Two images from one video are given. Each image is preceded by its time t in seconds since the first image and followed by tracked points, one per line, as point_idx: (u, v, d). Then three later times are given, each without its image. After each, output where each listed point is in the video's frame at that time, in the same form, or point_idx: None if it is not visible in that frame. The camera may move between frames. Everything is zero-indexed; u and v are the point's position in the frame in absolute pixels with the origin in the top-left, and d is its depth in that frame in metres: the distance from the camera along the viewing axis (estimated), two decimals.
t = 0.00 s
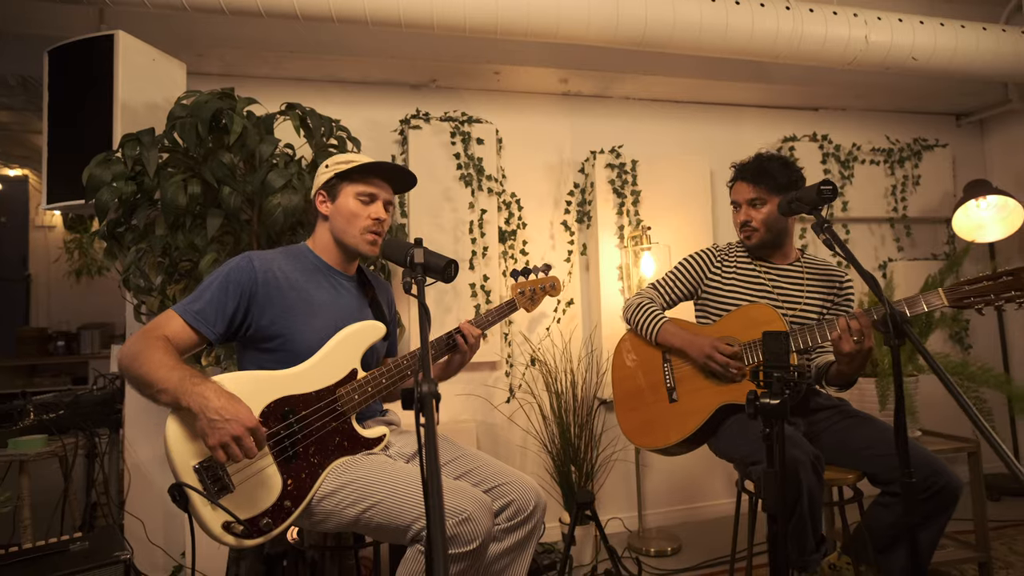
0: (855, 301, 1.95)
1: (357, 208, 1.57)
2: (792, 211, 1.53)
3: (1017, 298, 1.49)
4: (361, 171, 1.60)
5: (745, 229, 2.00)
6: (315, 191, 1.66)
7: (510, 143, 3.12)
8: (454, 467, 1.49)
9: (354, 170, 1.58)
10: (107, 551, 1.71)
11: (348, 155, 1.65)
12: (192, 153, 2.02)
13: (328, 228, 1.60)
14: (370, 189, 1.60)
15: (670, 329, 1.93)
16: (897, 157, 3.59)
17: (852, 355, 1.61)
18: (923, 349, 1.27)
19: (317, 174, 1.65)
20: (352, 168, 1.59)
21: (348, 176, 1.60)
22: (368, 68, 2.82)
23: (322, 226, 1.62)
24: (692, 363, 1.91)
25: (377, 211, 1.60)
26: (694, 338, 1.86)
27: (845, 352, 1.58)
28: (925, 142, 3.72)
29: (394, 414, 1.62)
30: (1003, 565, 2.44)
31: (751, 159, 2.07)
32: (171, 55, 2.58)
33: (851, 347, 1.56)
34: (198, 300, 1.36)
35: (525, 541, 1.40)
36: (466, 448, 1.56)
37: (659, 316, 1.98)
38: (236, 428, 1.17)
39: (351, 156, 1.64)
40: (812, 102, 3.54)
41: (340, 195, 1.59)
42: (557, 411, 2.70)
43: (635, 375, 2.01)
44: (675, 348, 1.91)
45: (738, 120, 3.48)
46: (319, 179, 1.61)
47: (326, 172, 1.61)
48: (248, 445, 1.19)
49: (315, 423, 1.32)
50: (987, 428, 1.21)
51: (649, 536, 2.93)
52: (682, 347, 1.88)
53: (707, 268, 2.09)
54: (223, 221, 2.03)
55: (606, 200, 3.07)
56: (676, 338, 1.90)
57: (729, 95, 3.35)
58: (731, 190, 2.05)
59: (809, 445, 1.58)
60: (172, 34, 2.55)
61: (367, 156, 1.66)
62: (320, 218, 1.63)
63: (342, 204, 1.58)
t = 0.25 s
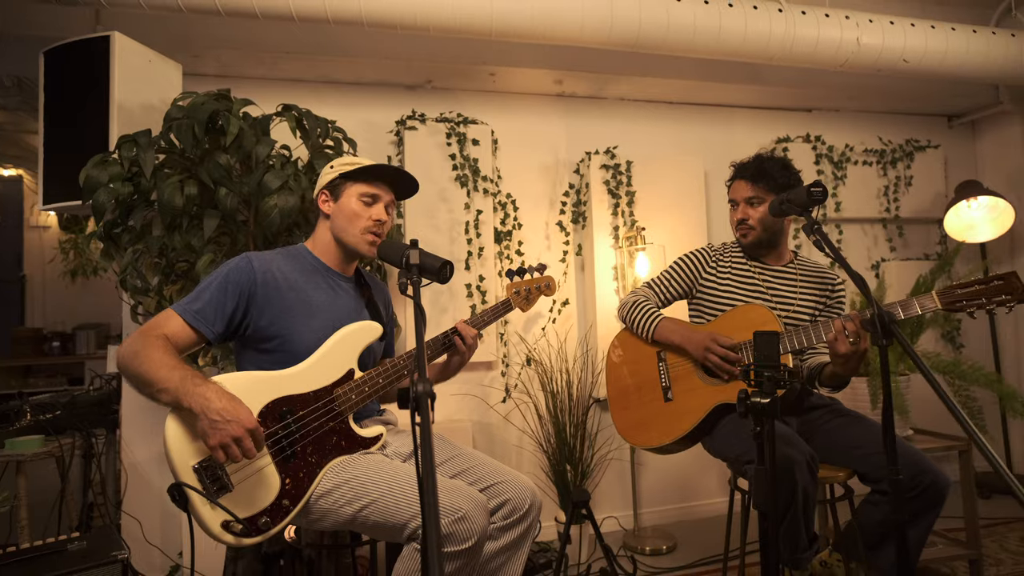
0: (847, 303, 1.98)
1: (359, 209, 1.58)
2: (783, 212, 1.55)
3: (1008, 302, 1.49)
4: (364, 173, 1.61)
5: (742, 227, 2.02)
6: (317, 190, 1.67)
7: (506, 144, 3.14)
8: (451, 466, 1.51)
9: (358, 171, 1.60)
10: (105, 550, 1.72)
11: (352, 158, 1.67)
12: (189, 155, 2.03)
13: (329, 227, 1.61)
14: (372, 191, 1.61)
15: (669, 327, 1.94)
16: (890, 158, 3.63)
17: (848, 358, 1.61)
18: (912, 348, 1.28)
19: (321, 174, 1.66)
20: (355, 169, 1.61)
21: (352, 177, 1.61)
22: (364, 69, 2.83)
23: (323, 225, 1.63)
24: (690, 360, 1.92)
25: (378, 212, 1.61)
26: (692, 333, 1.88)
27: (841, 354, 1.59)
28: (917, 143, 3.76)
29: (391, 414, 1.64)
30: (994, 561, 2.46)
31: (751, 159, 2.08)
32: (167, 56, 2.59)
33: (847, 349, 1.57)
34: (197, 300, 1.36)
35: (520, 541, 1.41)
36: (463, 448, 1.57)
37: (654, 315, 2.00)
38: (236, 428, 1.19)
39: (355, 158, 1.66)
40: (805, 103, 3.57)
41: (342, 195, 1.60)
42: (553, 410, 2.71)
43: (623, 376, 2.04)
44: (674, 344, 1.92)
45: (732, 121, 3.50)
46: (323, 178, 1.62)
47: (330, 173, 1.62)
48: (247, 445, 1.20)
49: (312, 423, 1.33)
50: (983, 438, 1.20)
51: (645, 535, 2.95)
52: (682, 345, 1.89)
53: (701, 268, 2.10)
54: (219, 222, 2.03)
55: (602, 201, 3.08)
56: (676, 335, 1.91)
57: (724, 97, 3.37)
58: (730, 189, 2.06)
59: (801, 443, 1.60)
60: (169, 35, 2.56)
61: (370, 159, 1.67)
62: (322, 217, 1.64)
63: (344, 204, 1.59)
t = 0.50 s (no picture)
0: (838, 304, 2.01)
1: (361, 210, 1.60)
2: (773, 212, 1.57)
3: (995, 302, 1.53)
4: (364, 174, 1.63)
5: (737, 223, 2.04)
6: (309, 189, 1.65)
7: (502, 143, 3.15)
8: (445, 463, 1.52)
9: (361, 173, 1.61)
10: (102, 547, 1.74)
11: (349, 158, 1.67)
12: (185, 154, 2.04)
13: (329, 226, 1.61)
14: (371, 191, 1.63)
15: (661, 325, 1.95)
16: (883, 158, 3.65)
17: (841, 357, 1.61)
18: (899, 351, 1.27)
19: (315, 173, 1.64)
20: (358, 171, 1.62)
21: (353, 178, 1.62)
22: (360, 69, 2.84)
23: (319, 224, 1.63)
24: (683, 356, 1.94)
25: (379, 213, 1.63)
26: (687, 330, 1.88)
27: (832, 353, 1.60)
28: (911, 142, 3.78)
29: (386, 412, 1.65)
30: (983, 557, 2.49)
31: (750, 159, 2.11)
32: (163, 56, 2.60)
33: (839, 349, 1.58)
34: (192, 297, 1.38)
35: (514, 536, 1.43)
36: (457, 445, 1.59)
37: (649, 312, 2.01)
38: (236, 424, 1.21)
39: (353, 159, 1.67)
40: (800, 103, 3.59)
41: (342, 195, 1.61)
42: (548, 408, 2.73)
43: (612, 374, 2.06)
44: (669, 341, 1.93)
45: (727, 121, 3.52)
46: (321, 178, 1.62)
47: (328, 172, 1.62)
48: (246, 441, 1.22)
49: (308, 420, 1.34)
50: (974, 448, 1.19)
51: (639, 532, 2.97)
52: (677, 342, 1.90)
53: (696, 266, 2.11)
54: (215, 221, 2.05)
55: (597, 200, 3.10)
56: (670, 333, 1.92)
57: (718, 97, 3.39)
58: (727, 187, 2.08)
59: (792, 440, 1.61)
60: (165, 36, 2.57)
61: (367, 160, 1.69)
62: (318, 216, 1.63)
63: (345, 205, 1.59)
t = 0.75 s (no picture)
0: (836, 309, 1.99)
1: (361, 213, 1.62)
2: (766, 211, 1.57)
3: (988, 300, 1.53)
4: (366, 178, 1.65)
5: (735, 224, 2.03)
6: (309, 190, 1.65)
7: (500, 143, 3.16)
8: (441, 461, 1.54)
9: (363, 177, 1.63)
10: (104, 544, 1.75)
11: (349, 160, 1.69)
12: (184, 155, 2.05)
13: (328, 228, 1.62)
14: (371, 194, 1.66)
15: (654, 328, 1.95)
16: (882, 156, 3.65)
17: (843, 356, 1.61)
18: (889, 351, 1.26)
19: (315, 174, 1.65)
20: (359, 174, 1.64)
21: (354, 181, 1.64)
22: (359, 70, 2.85)
23: (318, 225, 1.64)
24: (677, 362, 1.94)
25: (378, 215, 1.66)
26: (680, 338, 1.88)
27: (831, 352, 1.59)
28: (910, 140, 3.78)
29: (382, 410, 1.67)
30: (981, 554, 2.50)
31: (747, 159, 2.12)
32: (163, 57, 2.61)
33: (841, 349, 1.58)
34: (189, 297, 1.40)
35: (509, 533, 1.44)
36: (453, 442, 1.60)
37: (646, 311, 2.02)
38: (234, 420, 1.22)
39: (354, 161, 1.68)
40: (798, 101, 3.59)
41: (343, 198, 1.62)
42: (547, 406, 2.74)
43: (608, 372, 2.07)
44: (661, 347, 1.94)
45: (726, 119, 3.53)
46: (322, 180, 1.62)
47: (330, 174, 1.63)
48: (244, 437, 1.24)
49: (304, 417, 1.36)
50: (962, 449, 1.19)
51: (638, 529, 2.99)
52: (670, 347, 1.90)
53: (693, 265, 2.12)
54: (215, 222, 2.06)
55: (595, 199, 3.12)
56: (663, 338, 1.92)
57: (717, 95, 3.40)
58: (725, 187, 2.09)
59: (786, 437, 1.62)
60: (164, 37, 2.59)
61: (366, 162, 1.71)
62: (317, 217, 1.64)
63: (345, 207, 1.61)
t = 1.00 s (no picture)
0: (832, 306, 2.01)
1: (350, 212, 1.64)
2: (760, 210, 1.58)
3: (977, 297, 1.55)
4: (355, 177, 1.68)
5: (733, 226, 2.03)
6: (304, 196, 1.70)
7: (500, 143, 3.18)
8: (438, 458, 1.57)
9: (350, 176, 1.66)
10: (110, 540, 1.78)
11: (340, 162, 1.72)
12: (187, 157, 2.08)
13: (320, 230, 1.65)
14: (361, 194, 1.68)
15: (644, 335, 1.98)
16: (883, 152, 3.65)
17: (835, 351, 1.60)
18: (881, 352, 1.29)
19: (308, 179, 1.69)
20: (347, 174, 1.67)
21: (343, 181, 1.66)
22: (359, 71, 2.87)
23: (312, 228, 1.67)
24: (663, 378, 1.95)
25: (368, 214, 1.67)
26: (664, 356, 1.89)
27: (826, 348, 1.59)
28: (911, 136, 3.78)
29: (381, 408, 1.70)
30: (981, 550, 2.51)
31: (746, 159, 2.12)
32: (166, 61, 2.65)
33: (831, 343, 1.57)
34: (190, 299, 1.43)
35: (505, 528, 1.47)
36: (450, 439, 1.63)
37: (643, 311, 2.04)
38: (234, 418, 1.25)
39: (344, 162, 1.72)
40: (799, 98, 3.59)
41: (332, 199, 1.65)
42: (547, 404, 2.76)
43: (605, 370, 2.09)
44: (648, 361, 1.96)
45: (726, 117, 3.53)
46: (312, 183, 1.66)
47: (320, 177, 1.67)
48: (243, 435, 1.26)
49: (302, 415, 1.38)
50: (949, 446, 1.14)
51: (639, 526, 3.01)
52: (655, 361, 1.92)
53: (691, 264, 2.14)
54: (217, 223, 2.10)
55: (595, 198, 3.13)
56: (648, 351, 1.94)
57: (717, 93, 3.40)
58: (724, 188, 2.09)
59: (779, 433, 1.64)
60: (167, 40, 2.62)
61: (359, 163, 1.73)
62: (311, 220, 1.67)
63: (334, 207, 1.64)
